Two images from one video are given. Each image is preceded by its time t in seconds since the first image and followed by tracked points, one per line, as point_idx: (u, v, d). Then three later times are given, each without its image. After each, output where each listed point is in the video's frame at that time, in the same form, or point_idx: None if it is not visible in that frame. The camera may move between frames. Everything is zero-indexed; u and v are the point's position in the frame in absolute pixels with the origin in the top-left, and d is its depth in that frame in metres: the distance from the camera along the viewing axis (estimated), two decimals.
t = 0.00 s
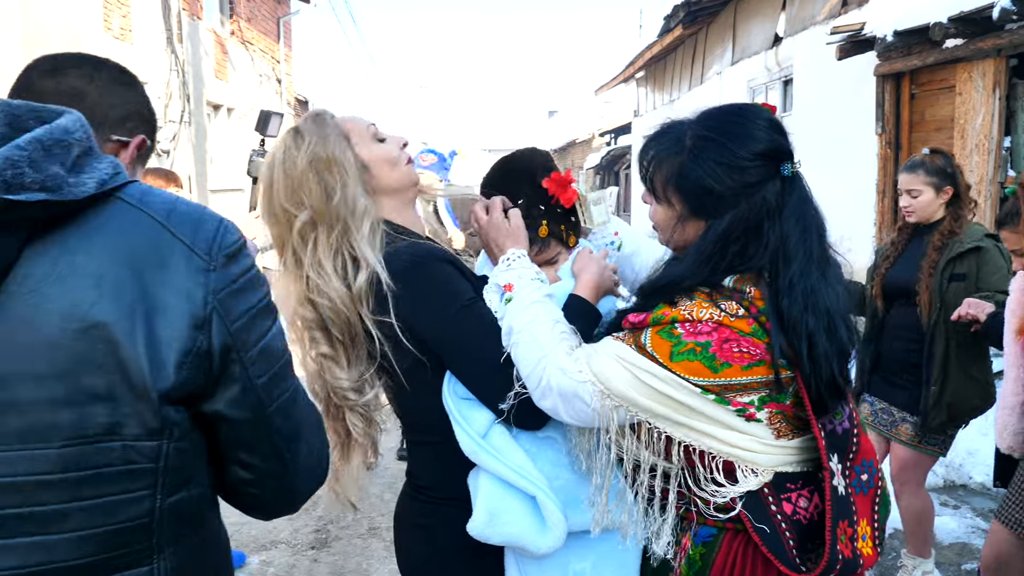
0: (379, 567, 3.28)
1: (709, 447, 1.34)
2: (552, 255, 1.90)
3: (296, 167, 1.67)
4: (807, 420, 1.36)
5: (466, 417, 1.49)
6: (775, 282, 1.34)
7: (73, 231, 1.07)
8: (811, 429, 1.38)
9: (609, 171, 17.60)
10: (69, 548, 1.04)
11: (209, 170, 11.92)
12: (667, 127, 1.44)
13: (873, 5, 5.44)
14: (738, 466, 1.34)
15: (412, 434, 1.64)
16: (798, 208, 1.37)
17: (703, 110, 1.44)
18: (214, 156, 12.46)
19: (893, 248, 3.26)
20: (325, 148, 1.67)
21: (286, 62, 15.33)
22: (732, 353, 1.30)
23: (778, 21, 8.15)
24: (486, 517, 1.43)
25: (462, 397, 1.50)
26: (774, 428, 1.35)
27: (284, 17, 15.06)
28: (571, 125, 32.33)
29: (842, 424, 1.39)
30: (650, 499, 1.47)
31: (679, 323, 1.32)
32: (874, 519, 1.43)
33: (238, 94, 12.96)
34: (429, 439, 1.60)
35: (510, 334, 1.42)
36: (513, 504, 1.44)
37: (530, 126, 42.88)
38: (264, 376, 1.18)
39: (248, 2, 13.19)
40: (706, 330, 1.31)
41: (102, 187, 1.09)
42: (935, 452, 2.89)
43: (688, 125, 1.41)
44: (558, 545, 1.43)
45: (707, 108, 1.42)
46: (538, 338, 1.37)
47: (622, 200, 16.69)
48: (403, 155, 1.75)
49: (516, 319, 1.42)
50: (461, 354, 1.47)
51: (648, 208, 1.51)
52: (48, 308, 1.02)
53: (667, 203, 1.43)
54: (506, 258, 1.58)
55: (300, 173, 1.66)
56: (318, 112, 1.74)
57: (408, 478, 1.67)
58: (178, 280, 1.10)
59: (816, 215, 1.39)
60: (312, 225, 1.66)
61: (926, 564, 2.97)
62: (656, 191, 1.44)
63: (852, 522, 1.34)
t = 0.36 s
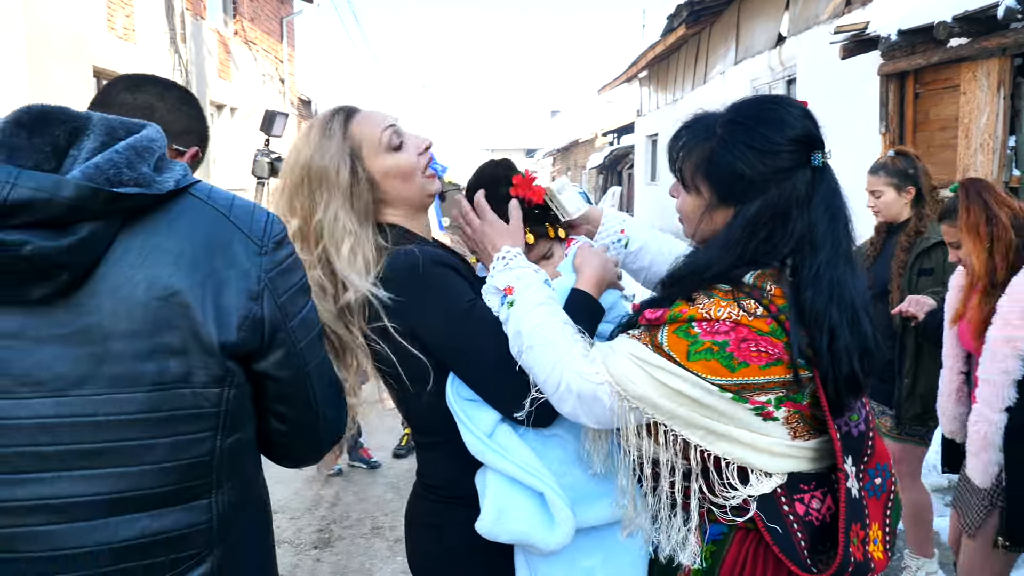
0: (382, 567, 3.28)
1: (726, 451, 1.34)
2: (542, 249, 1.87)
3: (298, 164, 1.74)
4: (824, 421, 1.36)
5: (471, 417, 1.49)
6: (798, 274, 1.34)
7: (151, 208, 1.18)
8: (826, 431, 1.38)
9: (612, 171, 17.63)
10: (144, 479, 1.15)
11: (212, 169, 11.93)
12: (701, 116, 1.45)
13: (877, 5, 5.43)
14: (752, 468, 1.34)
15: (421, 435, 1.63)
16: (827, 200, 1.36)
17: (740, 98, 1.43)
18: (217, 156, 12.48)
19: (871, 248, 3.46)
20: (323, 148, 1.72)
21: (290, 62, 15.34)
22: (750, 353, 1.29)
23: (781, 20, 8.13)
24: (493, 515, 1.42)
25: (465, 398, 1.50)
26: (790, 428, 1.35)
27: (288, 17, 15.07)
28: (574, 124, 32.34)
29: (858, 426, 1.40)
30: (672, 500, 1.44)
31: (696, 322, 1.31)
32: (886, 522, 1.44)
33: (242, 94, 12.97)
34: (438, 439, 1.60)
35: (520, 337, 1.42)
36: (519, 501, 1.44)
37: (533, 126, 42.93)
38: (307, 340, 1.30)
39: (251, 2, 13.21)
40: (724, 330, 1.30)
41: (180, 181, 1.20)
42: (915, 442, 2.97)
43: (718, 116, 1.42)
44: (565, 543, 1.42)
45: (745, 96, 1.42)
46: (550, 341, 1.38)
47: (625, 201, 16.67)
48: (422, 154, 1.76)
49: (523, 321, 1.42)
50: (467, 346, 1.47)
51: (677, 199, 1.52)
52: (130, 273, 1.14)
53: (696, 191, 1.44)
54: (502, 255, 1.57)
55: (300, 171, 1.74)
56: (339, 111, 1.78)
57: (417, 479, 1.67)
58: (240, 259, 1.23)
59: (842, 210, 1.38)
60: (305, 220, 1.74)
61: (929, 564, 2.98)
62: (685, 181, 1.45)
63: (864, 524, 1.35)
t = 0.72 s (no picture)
0: (386, 567, 3.28)
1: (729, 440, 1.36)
2: (543, 244, 1.77)
3: (358, 145, 1.66)
4: (834, 422, 1.38)
5: (478, 414, 1.50)
6: (813, 279, 1.35)
7: (93, 214, 1.45)
8: (835, 431, 1.39)
9: (616, 170, 17.62)
10: (113, 422, 1.43)
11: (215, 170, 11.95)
12: (706, 129, 1.44)
13: (882, 4, 5.42)
14: (760, 462, 1.36)
15: (430, 434, 1.64)
16: (840, 208, 1.37)
17: (746, 109, 1.42)
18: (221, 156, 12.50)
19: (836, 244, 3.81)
20: (392, 141, 1.63)
21: (293, 62, 15.36)
22: (762, 350, 1.31)
23: (785, 20, 8.12)
24: (496, 512, 1.43)
25: (474, 396, 1.51)
26: (797, 426, 1.37)
27: (291, 17, 15.08)
28: (577, 124, 32.33)
29: (869, 428, 1.41)
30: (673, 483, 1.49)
31: (710, 315, 1.33)
32: (895, 524, 1.44)
33: (245, 94, 12.98)
34: (447, 437, 1.61)
35: (525, 317, 1.41)
36: (522, 499, 1.44)
37: (536, 126, 42.92)
38: (240, 303, 1.54)
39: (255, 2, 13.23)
40: (737, 325, 1.32)
41: (118, 191, 1.47)
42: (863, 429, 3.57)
43: (726, 128, 1.41)
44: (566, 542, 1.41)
45: (751, 108, 1.41)
46: (564, 323, 1.38)
47: (628, 201, 16.64)
48: (471, 170, 1.73)
49: (532, 303, 1.41)
50: (473, 345, 1.47)
51: (683, 212, 1.51)
52: (87, 265, 1.42)
53: (710, 208, 1.43)
54: (488, 254, 1.59)
55: (360, 152, 1.66)
56: (411, 96, 1.68)
57: (425, 477, 1.67)
58: (170, 246, 1.48)
59: (856, 215, 1.39)
60: (352, 209, 1.69)
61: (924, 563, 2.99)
62: (697, 197, 1.45)
63: (875, 526, 1.36)
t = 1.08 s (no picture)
0: (389, 566, 3.28)
1: (743, 435, 1.37)
2: (553, 237, 1.78)
3: (375, 147, 1.63)
4: (849, 420, 1.39)
5: (488, 413, 1.50)
6: (826, 274, 1.35)
7: (97, 186, 1.61)
8: (849, 429, 1.40)
9: (618, 170, 17.61)
10: (118, 357, 1.60)
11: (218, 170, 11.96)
12: (723, 125, 1.46)
13: (885, 4, 5.42)
14: (772, 459, 1.36)
15: (439, 431, 1.64)
16: (853, 206, 1.37)
17: (762, 107, 1.43)
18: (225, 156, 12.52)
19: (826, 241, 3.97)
20: (409, 147, 1.60)
21: (296, 62, 15.38)
22: (777, 347, 1.32)
23: (788, 20, 8.12)
24: (503, 510, 1.43)
25: (483, 395, 1.51)
26: (810, 423, 1.37)
27: (294, 17, 15.10)
28: (579, 124, 32.33)
29: (882, 426, 1.42)
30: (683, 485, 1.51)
31: (727, 312, 1.34)
32: (907, 522, 1.45)
33: (248, 94, 13.00)
34: (457, 434, 1.61)
35: (540, 313, 1.40)
36: (530, 498, 1.44)
37: (539, 126, 42.91)
38: (231, 259, 1.67)
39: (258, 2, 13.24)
40: (753, 322, 1.32)
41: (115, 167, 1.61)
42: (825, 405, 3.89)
43: (742, 125, 1.42)
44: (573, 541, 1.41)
45: (767, 106, 1.42)
46: (579, 318, 1.37)
47: (630, 201, 16.64)
48: (484, 180, 1.68)
49: (547, 300, 1.41)
50: (483, 343, 1.47)
51: (699, 207, 1.52)
52: (97, 229, 1.60)
53: (723, 203, 1.43)
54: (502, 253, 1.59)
55: (377, 155, 1.63)
56: (433, 100, 1.64)
57: (434, 475, 1.68)
58: (162, 210, 1.63)
59: (867, 212, 1.39)
60: (368, 210, 1.68)
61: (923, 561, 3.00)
62: (710, 192, 1.45)
63: (886, 524, 1.37)
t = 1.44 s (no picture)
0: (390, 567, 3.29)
1: (781, 428, 1.37)
2: (569, 249, 1.77)
3: (388, 152, 1.60)
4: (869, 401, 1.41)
5: (492, 418, 1.50)
6: (840, 263, 1.38)
7: (243, 220, 1.85)
8: (868, 411, 1.42)
9: (620, 170, 17.60)
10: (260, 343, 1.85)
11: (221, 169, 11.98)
12: (740, 115, 1.47)
13: (887, 4, 5.41)
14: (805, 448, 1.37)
15: (445, 432, 1.64)
16: (862, 196, 1.40)
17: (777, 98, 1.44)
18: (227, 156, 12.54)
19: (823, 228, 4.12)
20: (423, 155, 1.58)
21: (298, 62, 15.41)
22: (807, 331, 1.33)
23: (790, 20, 8.11)
24: (504, 517, 1.43)
25: (487, 400, 1.52)
26: (837, 407, 1.39)
27: (296, 18, 15.12)
28: (581, 125, 32.33)
29: (893, 408, 1.42)
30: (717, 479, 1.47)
31: (756, 301, 1.35)
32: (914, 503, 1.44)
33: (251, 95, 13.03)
34: (462, 435, 1.61)
35: (566, 319, 1.40)
36: (532, 506, 1.44)
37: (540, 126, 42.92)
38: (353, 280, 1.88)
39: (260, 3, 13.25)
40: (783, 308, 1.34)
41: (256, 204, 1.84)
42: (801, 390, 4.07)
43: (758, 115, 1.43)
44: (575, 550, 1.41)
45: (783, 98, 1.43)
46: (606, 323, 1.38)
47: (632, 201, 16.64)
48: (493, 186, 1.69)
49: (572, 305, 1.41)
50: (489, 350, 1.47)
51: (710, 197, 1.53)
52: (243, 255, 1.85)
53: (738, 189, 1.45)
54: (516, 261, 1.57)
55: (389, 160, 1.60)
56: (449, 105, 1.62)
57: (439, 475, 1.68)
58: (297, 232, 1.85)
59: (876, 203, 1.42)
60: (377, 215, 1.63)
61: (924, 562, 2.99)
62: (728, 180, 1.46)
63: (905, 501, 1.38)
